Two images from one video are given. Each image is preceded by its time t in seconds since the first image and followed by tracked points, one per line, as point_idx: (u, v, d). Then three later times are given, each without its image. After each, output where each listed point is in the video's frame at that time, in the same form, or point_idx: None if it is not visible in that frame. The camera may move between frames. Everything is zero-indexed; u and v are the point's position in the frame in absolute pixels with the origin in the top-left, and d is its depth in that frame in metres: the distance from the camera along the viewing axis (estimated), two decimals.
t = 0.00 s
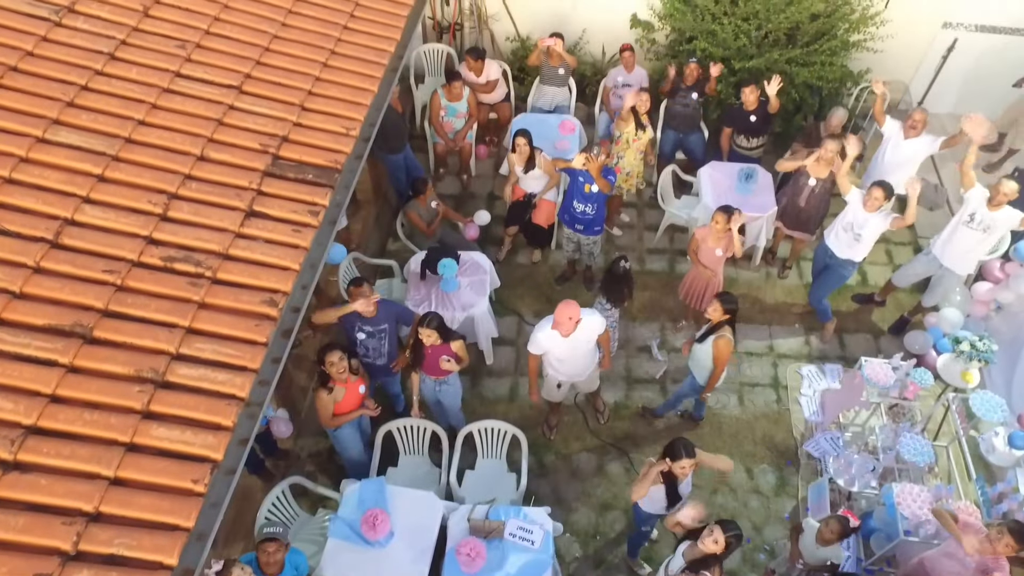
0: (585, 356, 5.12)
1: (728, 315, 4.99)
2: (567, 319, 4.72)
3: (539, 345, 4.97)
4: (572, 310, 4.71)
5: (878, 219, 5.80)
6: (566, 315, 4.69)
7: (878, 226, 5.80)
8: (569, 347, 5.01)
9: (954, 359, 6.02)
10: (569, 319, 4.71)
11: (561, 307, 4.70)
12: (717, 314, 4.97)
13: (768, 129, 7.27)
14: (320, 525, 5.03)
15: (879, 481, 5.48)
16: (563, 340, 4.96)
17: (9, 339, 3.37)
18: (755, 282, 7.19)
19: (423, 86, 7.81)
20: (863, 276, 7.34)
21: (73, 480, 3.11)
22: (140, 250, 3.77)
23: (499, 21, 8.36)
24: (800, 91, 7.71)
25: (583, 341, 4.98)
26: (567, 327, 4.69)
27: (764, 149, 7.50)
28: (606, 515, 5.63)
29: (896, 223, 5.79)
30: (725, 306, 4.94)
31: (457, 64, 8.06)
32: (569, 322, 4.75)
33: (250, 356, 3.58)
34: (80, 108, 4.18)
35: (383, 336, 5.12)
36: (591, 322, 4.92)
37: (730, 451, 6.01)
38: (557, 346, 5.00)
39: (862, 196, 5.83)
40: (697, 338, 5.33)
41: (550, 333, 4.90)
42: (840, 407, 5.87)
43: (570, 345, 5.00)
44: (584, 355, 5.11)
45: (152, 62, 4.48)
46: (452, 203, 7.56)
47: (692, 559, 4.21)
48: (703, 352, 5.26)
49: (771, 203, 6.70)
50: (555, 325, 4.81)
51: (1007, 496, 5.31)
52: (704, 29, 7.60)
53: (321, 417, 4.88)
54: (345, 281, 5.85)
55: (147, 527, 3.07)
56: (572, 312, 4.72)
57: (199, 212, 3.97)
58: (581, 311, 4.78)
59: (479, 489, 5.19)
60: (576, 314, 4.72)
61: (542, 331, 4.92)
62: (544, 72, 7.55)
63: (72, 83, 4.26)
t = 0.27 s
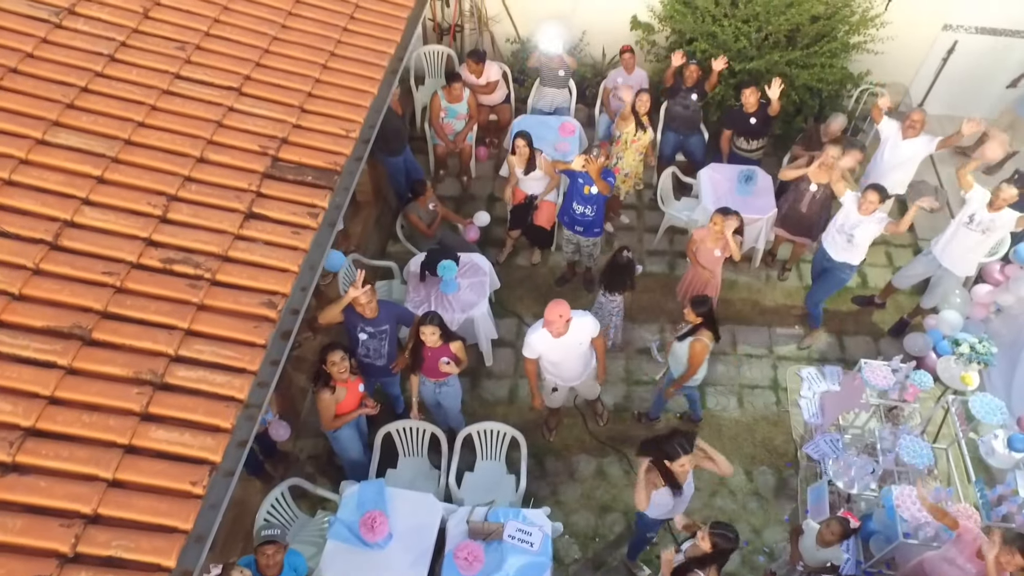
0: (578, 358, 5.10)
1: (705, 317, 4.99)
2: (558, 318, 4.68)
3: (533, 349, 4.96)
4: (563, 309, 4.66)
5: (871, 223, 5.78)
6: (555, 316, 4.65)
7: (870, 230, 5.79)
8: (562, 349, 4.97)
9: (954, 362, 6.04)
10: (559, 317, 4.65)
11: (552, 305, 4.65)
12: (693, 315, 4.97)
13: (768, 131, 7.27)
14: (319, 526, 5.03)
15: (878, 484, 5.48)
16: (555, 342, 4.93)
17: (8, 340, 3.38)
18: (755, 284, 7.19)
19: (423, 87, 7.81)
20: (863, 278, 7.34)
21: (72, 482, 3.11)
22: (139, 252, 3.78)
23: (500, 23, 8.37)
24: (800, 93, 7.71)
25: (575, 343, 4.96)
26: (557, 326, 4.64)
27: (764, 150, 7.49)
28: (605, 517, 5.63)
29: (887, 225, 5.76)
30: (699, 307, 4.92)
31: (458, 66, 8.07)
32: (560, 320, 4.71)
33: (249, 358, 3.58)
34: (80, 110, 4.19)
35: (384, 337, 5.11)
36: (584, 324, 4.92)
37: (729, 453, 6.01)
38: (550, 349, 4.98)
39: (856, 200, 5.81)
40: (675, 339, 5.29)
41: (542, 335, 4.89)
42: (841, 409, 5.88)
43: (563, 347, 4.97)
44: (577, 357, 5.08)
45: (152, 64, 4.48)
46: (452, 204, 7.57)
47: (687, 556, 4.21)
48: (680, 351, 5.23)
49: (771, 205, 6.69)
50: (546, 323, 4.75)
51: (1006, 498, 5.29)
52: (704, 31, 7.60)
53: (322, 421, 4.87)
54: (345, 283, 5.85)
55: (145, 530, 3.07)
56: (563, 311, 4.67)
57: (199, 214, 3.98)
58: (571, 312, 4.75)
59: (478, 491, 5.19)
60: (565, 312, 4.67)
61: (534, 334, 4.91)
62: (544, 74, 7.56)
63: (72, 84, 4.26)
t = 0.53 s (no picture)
0: (568, 360, 5.09)
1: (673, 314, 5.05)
2: (544, 317, 4.66)
3: (523, 350, 4.95)
4: (548, 307, 4.66)
5: (856, 228, 5.76)
6: (541, 315, 4.64)
7: (855, 234, 5.76)
8: (550, 350, 4.96)
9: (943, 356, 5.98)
10: (545, 316, 4.64)
11: (537, 304, 4.65)
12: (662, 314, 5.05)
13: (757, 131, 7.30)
14: (313, 532, 5.00)
15: (870, 479, 5.54)
16: (543, 343, 4.92)
17: None
18: (746, 283, 7.22)
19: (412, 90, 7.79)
20: (852, 276, 7.37)
21: (62, 493, 3.09)
22: (128, 260, 3.76)
23: (488, 25, 8.37)
24: (788, 92, 7.74)
25: (564, 343, 4.95)
26: (543, 325, 4.62)
27: (753, 150, 7.52)
28: (600, 517, 5.63)
29: (871, 230, 5.73)
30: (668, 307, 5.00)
31: (446, 69, 8.07)
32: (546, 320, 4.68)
33: (240, 365, 3.57)
34: (66, 118, 4.16)
35: (376, 340, 5.10)
36: (571, 324, 4.92)
37: (722, 452, 6.02)
38: (538, 350, 4.97)
39: (842, 204, 5.79)
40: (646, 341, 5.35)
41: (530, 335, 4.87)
42: (833, 405, 5.90)
43: (553, 348, 4.95)
44: (565, 359, 5.07)
45: (139, 71, 4.46)
46: (443, 207, 7.56)
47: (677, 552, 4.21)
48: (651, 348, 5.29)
49: (762, 204, 6.70)
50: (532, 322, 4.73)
51: (997, 491, 5.35)
52: (692, 32, 7.63)
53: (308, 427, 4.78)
54: (336, 288, 5.84)
55: (137, 539, 3.06)
56: (549, 309, 4.67)
57: (188, 221, 3.96)
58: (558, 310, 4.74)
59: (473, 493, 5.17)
60: (552, 310, 4.66)
61: (522, 336, 4.90)
62: (533, 76, 7.56)
63: (58, 92, 4.23)
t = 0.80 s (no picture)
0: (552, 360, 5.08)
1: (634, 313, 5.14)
2: (529, 313, 4.60)
3: (507, 351, 4.89)
4: (532, 303, 4.57)
5: (839, 231, 5.79)
6: (526, 312, 4.57)
7: (838, 238, 5.79)
8: (534, 348, 4.93)
9: (926, 348, 6.03)
10: (529, 311, 4.58)
11: (522, 300, 4.57)
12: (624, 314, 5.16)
13: (737, 129, 7.35)
14: (303, 542, 4.96)
15: (858, 472, 5.59)
16: (527, 341, 4.88)
17: None
18: (730, 280, 7.27)
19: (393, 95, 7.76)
20: (835, 270, 7.44)
21: (47, 511, 3.05)
22: (108, 273, 3.71)
23: (467, 28, 8.37)
24: (768, 89, 7.80)
25: (550, 343, 4.93)
26: (527, 319, 4.55)
27: (734, 147, 7.56)
28: (591, 518, 5.64)
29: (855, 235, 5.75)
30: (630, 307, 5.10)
31: (426, 72, 8.05)
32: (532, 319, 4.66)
33: (225, 375, 3.54)
34: (42, 130, 4.10)
35: (362, 349, 5.07)
36: (558, 325, 4.88)
37: (712, 449, 6.05)
38: (523, 348, 4.93)
39: (825, 208, 5.84)
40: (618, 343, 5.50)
41: (516, 334, 4.81)
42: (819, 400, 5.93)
43: (537, 347, 4.94)
44: (550, 359, 5.06)
45: (115, 81, 4.41)
46: (427, 211, 7.55)
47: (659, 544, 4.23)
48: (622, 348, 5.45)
49: (744, 200, 6.74)
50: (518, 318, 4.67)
51: (982, 480, 5.40)
52: (671, 31, 7.66)
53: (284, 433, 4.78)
54: (321, 296, 5.80)
55: (125, 556, 3.02)
56: (534, 304, 4.59)
57: (169, 232, 3.92)
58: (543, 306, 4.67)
59: (464, 497, 5.15)
60: (535, 305, 4.59)
61: (507, 336, 4.85)
62: (514, 78, 7.56)
63: (33, 104, 4.17)
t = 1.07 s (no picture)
0: (541, 364, 5.09)
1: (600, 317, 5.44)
2: (520, 312, 4.61)
3: (497, 352, 4.90)
4: (525, 305, 4.62)
5: (823, 237, 5.83)
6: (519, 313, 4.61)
7: (822, 244, 5.83)
8: (525, 351, 4.93)
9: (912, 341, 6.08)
10: (521, 312, 4.61)
11: (513, 300, 4.61)
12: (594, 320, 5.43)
13: (720, 127, 7.40)
14: (295, 551, 4.93)
15: (846, 465, 5.64)
16: (517, 343, 4.89)
17: None
18: (716, 278, 7.31)
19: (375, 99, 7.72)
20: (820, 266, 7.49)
21: (32, 528, 3.01)
22: (90, 285, 3.68)
23: (449, 31, 8.37)
24: (749, 88, 7.85)
25: (539, 345, 4.93)
26: (519, 320, 4.57)
27: (717, 146, 7.60)
28: (583, 518, 5.65)
29: (839, 240, 5.80)
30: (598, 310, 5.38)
31: (408, 76, 8.03)
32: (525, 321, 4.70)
33: (212, 387, 3.51)
34: (19, 142, 4.05)
35: (349, 356, 5.05)
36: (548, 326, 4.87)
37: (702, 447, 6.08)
38: (514, 350, 4.93)
39: (808, 212, 5.87)
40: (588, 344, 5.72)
41: (507, 336, 4.82)
42: (806, 395, 6.06)
43: (528, 348, 4.93)
44: (541, 361, 5.05)
45: (94, 91, 4.36)
46: (412, 216, 7.53)
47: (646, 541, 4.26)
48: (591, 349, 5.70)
49: (728, 199, 6.78)
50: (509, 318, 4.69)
51: (969, 470, 5.48)
52: (651, 31, 7.70)
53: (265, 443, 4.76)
54: (307, 303, 5.77)
55: (113, 572, 2.99)
56: (524, 305, 4.63)
57: (151, 243, 3.89)
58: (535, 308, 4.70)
59: (456, 502, 5.14)
60: (527, 306, 4.63)
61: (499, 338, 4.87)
62: (496, 80, 7.56)
63: (9, 116, 4.12)
